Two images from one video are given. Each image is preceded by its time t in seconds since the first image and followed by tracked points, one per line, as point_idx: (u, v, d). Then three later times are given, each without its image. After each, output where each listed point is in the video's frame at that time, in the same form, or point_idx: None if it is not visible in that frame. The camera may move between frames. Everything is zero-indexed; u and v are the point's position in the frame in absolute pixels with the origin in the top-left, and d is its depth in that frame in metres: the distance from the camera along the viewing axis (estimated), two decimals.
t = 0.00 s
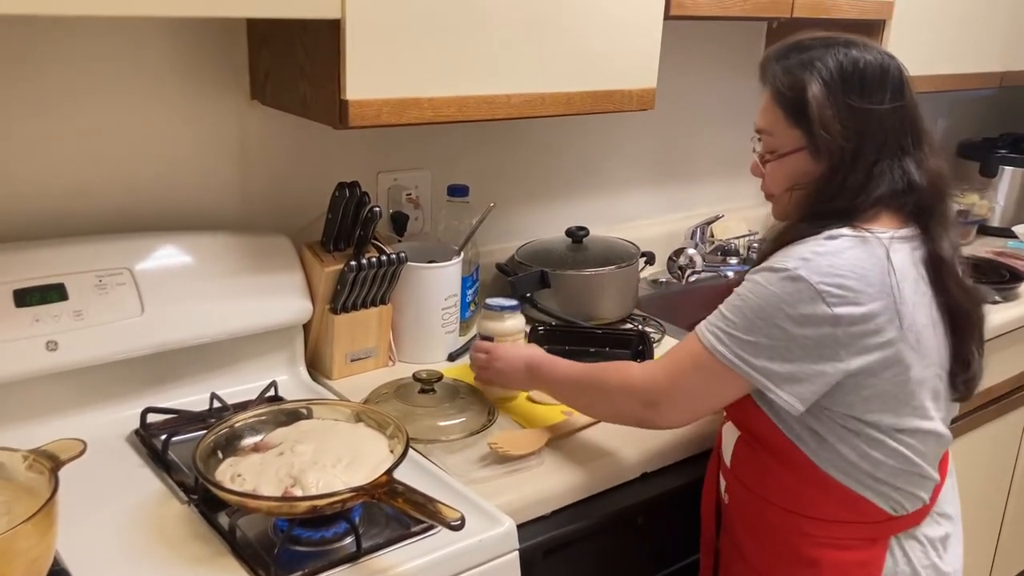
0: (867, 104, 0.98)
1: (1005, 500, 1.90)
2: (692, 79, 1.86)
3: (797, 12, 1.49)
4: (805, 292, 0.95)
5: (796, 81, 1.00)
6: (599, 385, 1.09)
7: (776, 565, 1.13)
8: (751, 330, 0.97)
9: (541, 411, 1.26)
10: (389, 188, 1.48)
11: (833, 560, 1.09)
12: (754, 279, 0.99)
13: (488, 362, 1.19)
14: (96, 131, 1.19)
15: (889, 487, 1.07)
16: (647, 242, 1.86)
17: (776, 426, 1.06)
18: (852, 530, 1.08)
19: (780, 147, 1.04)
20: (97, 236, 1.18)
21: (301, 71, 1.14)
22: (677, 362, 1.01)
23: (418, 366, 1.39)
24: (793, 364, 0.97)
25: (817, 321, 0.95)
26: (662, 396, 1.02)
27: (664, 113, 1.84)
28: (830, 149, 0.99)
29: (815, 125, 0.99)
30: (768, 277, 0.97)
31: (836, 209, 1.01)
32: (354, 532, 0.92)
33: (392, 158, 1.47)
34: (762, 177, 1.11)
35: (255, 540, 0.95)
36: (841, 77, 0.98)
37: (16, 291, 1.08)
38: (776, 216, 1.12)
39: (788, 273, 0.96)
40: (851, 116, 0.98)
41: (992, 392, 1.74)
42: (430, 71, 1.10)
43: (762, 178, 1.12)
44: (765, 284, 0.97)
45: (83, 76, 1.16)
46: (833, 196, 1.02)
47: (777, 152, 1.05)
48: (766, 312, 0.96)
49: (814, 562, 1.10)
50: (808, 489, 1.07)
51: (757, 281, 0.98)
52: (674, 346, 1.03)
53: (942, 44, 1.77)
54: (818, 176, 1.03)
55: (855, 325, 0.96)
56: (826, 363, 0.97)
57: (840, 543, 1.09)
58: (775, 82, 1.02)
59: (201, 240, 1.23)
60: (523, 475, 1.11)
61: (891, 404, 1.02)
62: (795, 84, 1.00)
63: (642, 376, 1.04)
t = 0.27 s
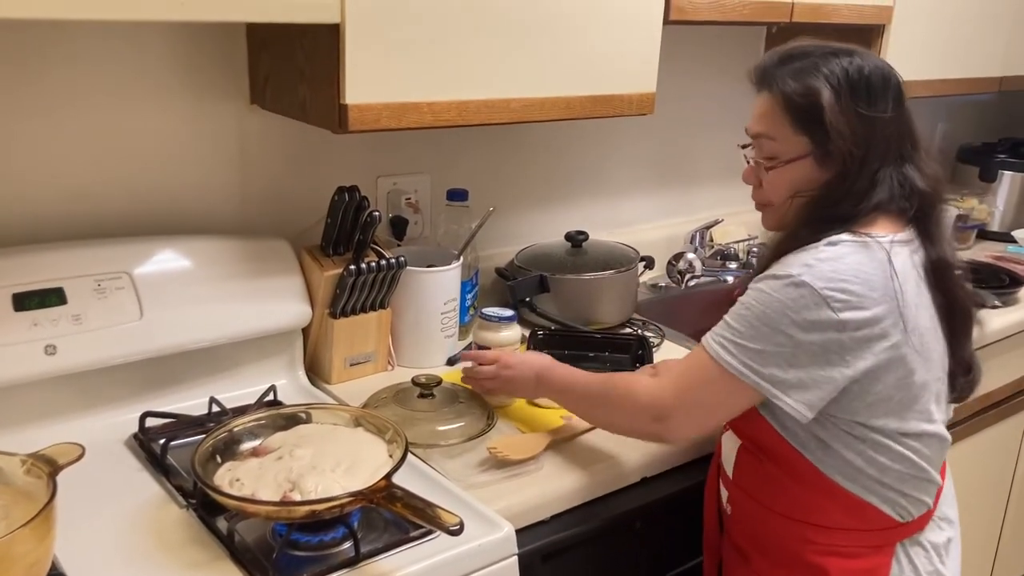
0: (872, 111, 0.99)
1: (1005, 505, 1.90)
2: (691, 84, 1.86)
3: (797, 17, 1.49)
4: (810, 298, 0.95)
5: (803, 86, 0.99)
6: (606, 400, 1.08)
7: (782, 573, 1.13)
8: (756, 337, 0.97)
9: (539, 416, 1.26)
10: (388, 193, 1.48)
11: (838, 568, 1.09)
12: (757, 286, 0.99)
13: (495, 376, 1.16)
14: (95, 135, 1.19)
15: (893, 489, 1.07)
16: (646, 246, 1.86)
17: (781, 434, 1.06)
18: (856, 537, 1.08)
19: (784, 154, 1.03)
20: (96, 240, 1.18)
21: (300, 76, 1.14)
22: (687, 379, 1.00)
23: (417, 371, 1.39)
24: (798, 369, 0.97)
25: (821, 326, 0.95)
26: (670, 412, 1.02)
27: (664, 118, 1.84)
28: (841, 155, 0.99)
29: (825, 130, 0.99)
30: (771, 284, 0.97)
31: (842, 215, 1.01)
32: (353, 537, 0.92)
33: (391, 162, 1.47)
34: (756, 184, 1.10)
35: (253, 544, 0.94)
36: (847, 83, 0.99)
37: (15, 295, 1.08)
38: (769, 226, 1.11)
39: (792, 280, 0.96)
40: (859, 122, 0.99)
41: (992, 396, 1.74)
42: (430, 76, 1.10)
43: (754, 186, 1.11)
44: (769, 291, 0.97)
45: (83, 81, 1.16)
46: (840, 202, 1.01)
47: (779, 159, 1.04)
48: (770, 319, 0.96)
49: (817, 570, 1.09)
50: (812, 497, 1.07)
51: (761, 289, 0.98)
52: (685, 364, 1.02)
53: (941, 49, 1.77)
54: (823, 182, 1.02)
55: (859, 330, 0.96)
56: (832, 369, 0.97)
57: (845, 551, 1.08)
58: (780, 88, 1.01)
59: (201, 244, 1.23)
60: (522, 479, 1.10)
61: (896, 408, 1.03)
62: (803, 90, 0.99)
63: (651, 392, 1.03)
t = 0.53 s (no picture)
0: (871, 126, 0.89)
1: (1005, 509, 1.89)
2: (691, 87, 1.86)
3: (796, 21, 1.49)
4: (831, 343, 0.83)
5: (804, 92, 0.87)
6: (682, 485, 0.87)
7: None
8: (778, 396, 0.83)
9: (539, 420, 1.26)
10: (388, 196, 1.48)
11: None
12: (764, 336, 0.85)
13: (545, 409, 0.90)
14: (95, 138, 1.19)
15: (895, 531, 0.98)
16: (646, 249, 1.87)
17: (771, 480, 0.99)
18: None
19: (773, 165, 0.91)
20: (96, 242, 1.18)
21: (300, 78, 1.14)
22: (768, 468, 0.84)
23: (416, 374, 1.39)
24: (833, 427, 0.83)
25: (845, 374, 0.84)
26: (759, 523, 0.84)
27: (664, 121, 1.84)
28: (835, 172, 0.88)
29: (824, 141, 0.87)
30: (784, 333, 0.83)
31: (839, 241, 0.89)
32: (352, 540, 0.92)
33: (391, 165, 1.47)
34: (733, 195, 0.98)
35: (252, 547, 0.94)
36: (848, 94, 0.88)
37: (15, 297, 1.08)
38: (742, 241, 1.00)
39: (809, 325, 0.83)
40: (858, 138, 0.88)
41: (992, 400, 1.74)
42: (429, 79, 1.10)
43: (730, 198, 0.99)
44: (784, 340, 0.83)
45: (83, 83, 1.16)
46: (835, 224, 0.89)
47: (767, 168, 0.92)
48: (791, 372, 0.83)
49: None
50: (807, 546, 0.99)
51: (769, 339, 0.84)
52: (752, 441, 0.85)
53: (941, 52, 1.77)
54: (814, 200, 0.91)
55: (880, 371, 0.85)
56: (847, 417, 0.86)
57: None
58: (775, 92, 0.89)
59: (201, 247, 1.23)
60: (522, 482, 1.10)
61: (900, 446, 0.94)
62: (803, 95, 0.87)
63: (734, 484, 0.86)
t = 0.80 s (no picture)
0: (865, 144, 0.81)
1: (1007, 511, 1.89)
2: (692, 88, 1.86)
3: (797, 22, 1.49)
4: (857, 407, 0.78)
5: (785, 101, 0.80)
6: (649, 561, 0.84)
7: None
8: (795, 460, 0.78)
9: (539, 421, 1.26)
10: (389, 196, 1.48)
11: None
12: (784, 391, 0.79)
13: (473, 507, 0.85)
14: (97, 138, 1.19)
15: None
16: (647, 250, 1.87)
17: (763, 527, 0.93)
18: None
19: (750, 183, 0.84)
20: (98, 242, 1.18)
21: (301, 79, 1.14)
22: (746, 542, 0.81)
23: (416, 374, 1.39)
24: (847, 498, 0.79)
25: (867, 440, 0.79)
26: None
27: (665, 122, 1.84)
28: (823, 195, 0.81)
29: (807, 161, 0.80)
30: (809, 392, 0.78)
31: (828, 275, 0.83)
32: (354, 540, 0.92)
33: (392, 166, 1.47)
34: (712, 215, 0.92)
35: (253, 548, 0.94)
36: (837, 105, 0.80)
37: (16, 297, 1.08)
38: (721, 263, 0.93)
39: (836, 385, 0.78)
40: (850, 157, 0.80)
41: (993, 401, 1.74)
42: (431, 80, 1.11)
43: (709, 216, 0.93)
44: (808, 400, 0.78)
45: (84, 84, 1.16)
46: (830, 259, 0.83)
47: (744, 187, 0.85)
48: (813, 436, 0.77)
49: None
50: None
51: (790, 395, 0.79)
52: (735, 514, 0.82)
53: (942, 53, 1.77)
54: (797, 224, 0.84)
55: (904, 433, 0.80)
56: (867, 483, 0.81)
57: None
58: (757, 102, 0.82)
59: (202, 247, 1.22)
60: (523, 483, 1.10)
61: (901, 509, 0.89)
62: (786, 106, 0.80)
63: (708, 556, 0.83)
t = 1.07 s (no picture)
0: (855, 161, 0.75)
1: (1008, 510, 1.89)
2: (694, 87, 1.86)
3: (798, 20, 1.49)
4: (882, 433, 0.74)
5: (765, 115, 0.74)
6: None
7: None
8: (820, 494, 0.74)
9: (541, 420, 1.26)
10: (391, 195, 1.48)
11: None
12: (803, 421, 0.75)
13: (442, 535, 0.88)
14: (99, 137, 1.19)
15: None
16: (648, 249, 1.87)
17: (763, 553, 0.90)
18: None
19: (727, 201, 0.78)
20: (100, 241, 1.18)
21: (303, 77, 1.14)
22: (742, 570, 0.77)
23: (418, 373, 1.40)
24: (876, 529, 0.75)
25: (894, 466, 0.75)
26: None
27: (666, 121, 1.84)
28: (805, 217, 0.75)
29: (787, 183, 0.74)
30: (830, 420, 0.74)
31: (822, 306, 0.77)
32: (355, 539, 0.92)
33: (394, 165, 1.47)
34: (686, 229, 0.85)
35: (255, 546, 0.95)
36: (822, 118, 0.74)
37: (19, 295, 1.08)
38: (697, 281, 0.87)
39: (859, 411, 0.73)
40: (834, 175, 0.74)
41: (995, 400, 1.74)
42: (433, 78, 1.11)
43: (684, 231, 0.86)
44: (830, 428, 0.73)
45: (87, 82, 1.16)
46: (822, 290, 0.77)
47: (719, 205, 0.79)
48: (839, 469, 0.73)
49: None
50: None
51: (810, 424, 0.74)
52: (734, 543, 0.78)
53: (943, 52, 1.78)
54: (779, 246, 0.78)
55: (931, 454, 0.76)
56: (895, 508, 0.77)
57: None
58: (734, 116, 0.76)
59: (203, 245, 1.22)
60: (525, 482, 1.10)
61: (922, 525, 0.86)
62: (765, 120, 0.74)
63: None
